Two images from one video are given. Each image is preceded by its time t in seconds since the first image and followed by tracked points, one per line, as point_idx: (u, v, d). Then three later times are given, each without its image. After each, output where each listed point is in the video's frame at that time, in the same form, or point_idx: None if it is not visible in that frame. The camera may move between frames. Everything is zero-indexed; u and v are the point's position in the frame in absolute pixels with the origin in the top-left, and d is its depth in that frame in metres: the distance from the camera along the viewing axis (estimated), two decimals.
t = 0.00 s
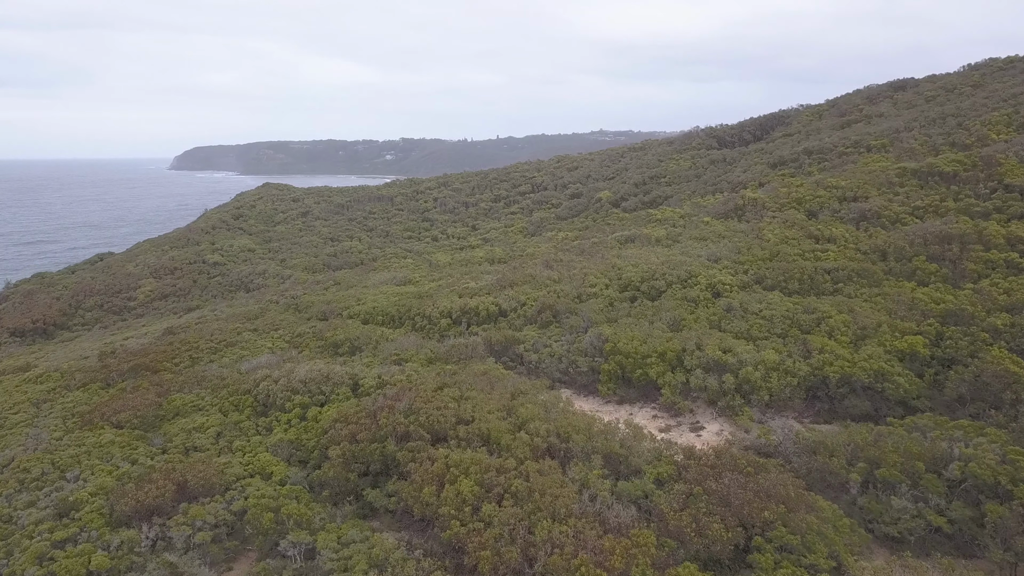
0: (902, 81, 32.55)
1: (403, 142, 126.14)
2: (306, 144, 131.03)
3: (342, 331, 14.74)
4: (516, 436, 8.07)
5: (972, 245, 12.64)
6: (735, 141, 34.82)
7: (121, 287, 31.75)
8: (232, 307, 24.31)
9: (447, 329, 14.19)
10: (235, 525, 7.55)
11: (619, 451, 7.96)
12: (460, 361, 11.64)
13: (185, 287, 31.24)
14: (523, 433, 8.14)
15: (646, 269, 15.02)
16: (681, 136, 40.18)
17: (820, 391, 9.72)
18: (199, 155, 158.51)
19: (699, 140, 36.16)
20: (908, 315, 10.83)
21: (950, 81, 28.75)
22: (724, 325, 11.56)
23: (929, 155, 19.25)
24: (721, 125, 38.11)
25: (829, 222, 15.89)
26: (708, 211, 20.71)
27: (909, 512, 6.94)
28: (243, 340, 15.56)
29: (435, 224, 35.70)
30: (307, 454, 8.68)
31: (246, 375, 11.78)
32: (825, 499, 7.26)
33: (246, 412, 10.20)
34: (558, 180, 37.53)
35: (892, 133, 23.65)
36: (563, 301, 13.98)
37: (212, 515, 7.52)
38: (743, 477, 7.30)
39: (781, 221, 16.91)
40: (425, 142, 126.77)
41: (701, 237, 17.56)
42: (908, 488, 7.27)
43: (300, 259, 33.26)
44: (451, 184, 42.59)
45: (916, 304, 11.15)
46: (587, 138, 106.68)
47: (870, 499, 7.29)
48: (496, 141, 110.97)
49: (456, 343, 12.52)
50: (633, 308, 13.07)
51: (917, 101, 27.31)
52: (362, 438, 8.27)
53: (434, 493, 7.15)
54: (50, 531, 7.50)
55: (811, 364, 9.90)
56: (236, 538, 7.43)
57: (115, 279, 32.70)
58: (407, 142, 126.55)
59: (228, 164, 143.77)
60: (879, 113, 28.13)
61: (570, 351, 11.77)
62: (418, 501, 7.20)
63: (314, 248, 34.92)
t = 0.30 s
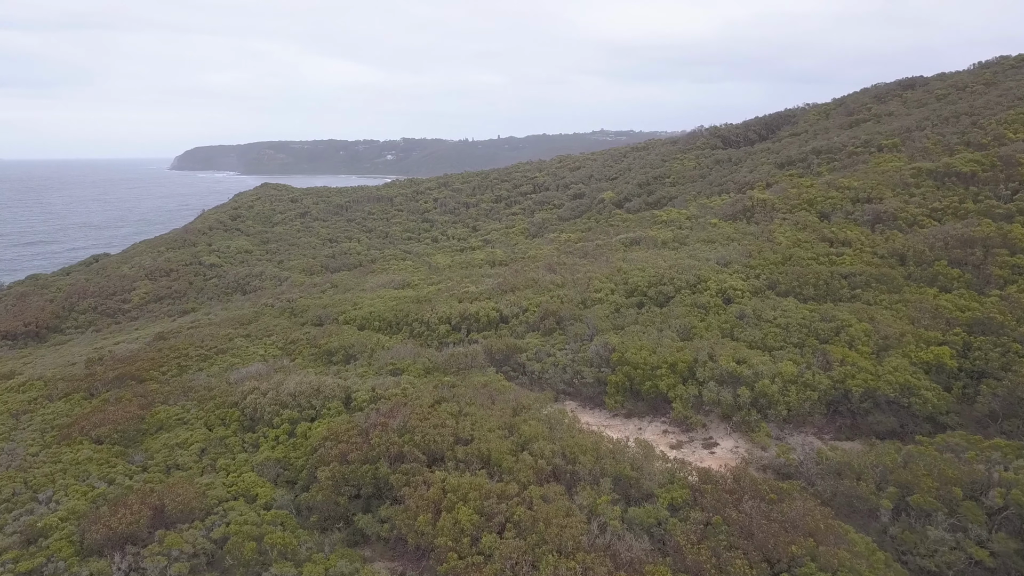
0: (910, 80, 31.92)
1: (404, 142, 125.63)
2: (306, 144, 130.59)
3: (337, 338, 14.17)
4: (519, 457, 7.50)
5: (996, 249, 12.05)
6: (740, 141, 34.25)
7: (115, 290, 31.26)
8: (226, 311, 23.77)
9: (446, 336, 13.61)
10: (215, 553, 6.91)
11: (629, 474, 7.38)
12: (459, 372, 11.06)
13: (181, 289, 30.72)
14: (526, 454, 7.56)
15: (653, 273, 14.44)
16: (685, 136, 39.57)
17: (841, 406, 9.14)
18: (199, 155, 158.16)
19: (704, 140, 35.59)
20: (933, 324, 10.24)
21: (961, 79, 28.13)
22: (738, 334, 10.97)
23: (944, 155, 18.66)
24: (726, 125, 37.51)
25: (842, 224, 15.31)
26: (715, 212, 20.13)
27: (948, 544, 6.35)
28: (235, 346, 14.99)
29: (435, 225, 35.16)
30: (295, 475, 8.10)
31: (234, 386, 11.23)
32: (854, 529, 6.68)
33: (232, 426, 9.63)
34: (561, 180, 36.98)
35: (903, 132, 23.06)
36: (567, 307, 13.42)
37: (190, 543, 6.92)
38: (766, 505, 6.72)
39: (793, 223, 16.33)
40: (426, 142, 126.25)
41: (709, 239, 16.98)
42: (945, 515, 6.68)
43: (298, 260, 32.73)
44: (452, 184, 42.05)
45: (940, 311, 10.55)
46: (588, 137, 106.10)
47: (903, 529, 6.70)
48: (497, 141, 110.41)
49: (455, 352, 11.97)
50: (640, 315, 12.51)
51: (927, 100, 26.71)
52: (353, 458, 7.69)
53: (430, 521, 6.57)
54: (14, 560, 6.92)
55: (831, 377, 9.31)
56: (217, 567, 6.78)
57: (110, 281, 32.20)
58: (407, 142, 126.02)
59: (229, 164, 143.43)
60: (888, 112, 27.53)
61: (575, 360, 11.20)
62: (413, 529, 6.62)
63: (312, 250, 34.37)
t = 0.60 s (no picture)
0: (920, 79, 31.31)
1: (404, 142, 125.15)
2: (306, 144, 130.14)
3: (331, 346, 13.59)
4: (521, 484, 6.91)
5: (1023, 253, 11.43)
6: (746, 141, 33.65)
7: (110, 293, 30.74)
8: (221, 315, 23.23)
9: (445, 345, 13.04)
10: None
11: (641, 502, 6.78)
12: (458, 385, 10.48)
13: (176, 292, 30.18)
14: (529, 480, 6.97)
15: (660, 278, 13.86)
16: (689, 136, 39.00)
17: (866, 424, 8.53)
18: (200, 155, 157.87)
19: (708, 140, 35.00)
20: (961, 334, 9.63)
21: (973, 78, 27.51)
22: (752, 345, 10.40)
23: (960, 155, 18.05)
24: (731, 125, 36.93)
25: (857, 227, 14.72)
26: (723, 214, 19.54)
27: None
28: (225, 354, 14.41)
29: (435, 226, 34.60)
30: (281, 500, 7.51)
31: (221, 398, 10.64)
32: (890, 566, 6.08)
33: (216, 444, 9.04)
34: (563, 181, 36.41)
35: (915, 131, 22.45)
36: (571, 314, 12.83)
37: None
38: (793, 540, 6.12)
39: (805, 226, 15.73)
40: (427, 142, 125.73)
41: (718, 243, 16.40)
42: (990, 550, 6.08)
43: (295, 262, 32.19)
44: (452, 185, 41.49)
45: (967, 320, 9.95)
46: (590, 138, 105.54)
47: (944, 566, 6.10)
48: (498, 141, 109.85)
49: (454, 362, 11.39)
50: (649, 323, 11.92)
51: (939, 99, 26.09)
52: (342, 483, 7.10)
53: (425, 557, 5.95)
54: None
55: (855, 393, 8.71)
56: None
57: (104, 283, 31.68)
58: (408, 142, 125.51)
59: (229, 165, 143.05)
60: (898, 111, 26.92)
61: (580, 372, 10.62)
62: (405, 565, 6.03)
63: (310, 252, 33.83)
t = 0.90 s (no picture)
0: (930, 78, 30.64)
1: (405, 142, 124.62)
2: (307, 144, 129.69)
3: (324, 355, 12.99)
4: (524, 516, 6.31)
5: None
6: (751, 141, 33.06)
7: (103, 295, 30.19)
8: (215, 319, 22.68)
9: (443, 355, 12.45)
10: None
11: (656, 536, 6.17)
12: (456, 399, 9.88)
13: (170, 294, 29.63)
14: (533, 512, 6.36)
15: (668, 283, 13.26)
16: (693, 136, 38.38)
17: (895, 444, 7.91)
18: (200, 155, 157.58)
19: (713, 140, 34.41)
20: (993, 346, 9.00)
21: (985, 76, 26.89)
22: (768, 357, 9.80)
23: (977, 156, 17.45)
24: (736, 125, 36.30)
25: (874, 231, 14.12)
26: (731, 216, 18.95)
27: None
28: (214, 363, 13.82)
29: (435, 227, 34.03)
30: (263, 529, 6.89)
31: (206, 412, 10.04)
32: None
33: (197, 464, 8.44)
34: (565, 181, 35.82)
35: (928, 131, 21.84)
36: (576, 322, 12.24)
37: None
38: None
39: (818, 229, 15.13)
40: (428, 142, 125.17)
41: (727, 246, 15.81)
42: None
43: (293, 264, 31.64)
44: (453, 185, 40.92)
45: (998, 330, 9.33)
46: (592, 138, 104.95)
47: None
48: (499, 141, 109.24)
49: (452, 373, 10.80)
50: (658, 332, 11.33)
51: (951, 98, 25.48)
52: (328, 513, 6.48)
53: None
54: None
55: (882, 410, 8.09)
56: None
57: (98, 286, 31.13)
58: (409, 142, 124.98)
59: (229, 165, 142.67)
60: (908, 110, 26.31)
61: (586, 385, 10.02)
62: None
63: (307, 254, 33.25)
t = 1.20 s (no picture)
0: (939, 77, 29.99)
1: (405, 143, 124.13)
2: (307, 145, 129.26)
3: (316, 364, 12.39)
4: (527, 554, 5.70)
5: None
6: (757, 141, 32.46)
7: (97, 298, 29.64)
8: (208, 324, 22.13)
9: (440, 365, 11.83)
10: None
11: None
12: (453, 416, 9.27)
13: (165, 297, 29.07)
14: (537, 549, 5.75)
15: (677, 289, 12.66)
16: (697, 136, 37.77)
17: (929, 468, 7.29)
18: (200, 155, 157.30)
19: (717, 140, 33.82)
20: None
21: (998, 75, 26.27)
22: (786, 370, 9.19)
23: (995, 156, 16.84)
24: (740, 125, 35.68)
25: (891, 234, 13.50)
26: (739, 218, 18.35)
27: None
28: (202, 372, 13.22)
29: (435, 229, 33.46)
30: (241, 563, 6.24)
31: (187, 428, 9.43)
32: None
33: (174, 486, 7.81)
34: (566, 182, 35.24)
35: (941, 130, 21.23)
36: (580, 330, 11.63)
37: None
38: None
39: (832, 233, 14.52)
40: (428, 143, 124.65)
41: (736, 250, 15.22)
42: None
43: (289, 267, 31.07)
44: (453, 186, 40.35)
45: None
46: (594, 138, 104.35)
47: None
48: (500, 141, 108.65)
49: (450, 386, 10.20)
50: (667, 342, 10.71)
51: (963, 96, 24.85)
52: (311, 549, 5.84)
53: None
54: None
55: (913, 431, 7.47)
56: None
57: (92, 288, 30.57)
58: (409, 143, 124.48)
59: (230, 166, 142.36)
60: (919, 110, 25.71)
61: (592, 400, 9.41)
62: None
63: (305, 256, 32.68)
